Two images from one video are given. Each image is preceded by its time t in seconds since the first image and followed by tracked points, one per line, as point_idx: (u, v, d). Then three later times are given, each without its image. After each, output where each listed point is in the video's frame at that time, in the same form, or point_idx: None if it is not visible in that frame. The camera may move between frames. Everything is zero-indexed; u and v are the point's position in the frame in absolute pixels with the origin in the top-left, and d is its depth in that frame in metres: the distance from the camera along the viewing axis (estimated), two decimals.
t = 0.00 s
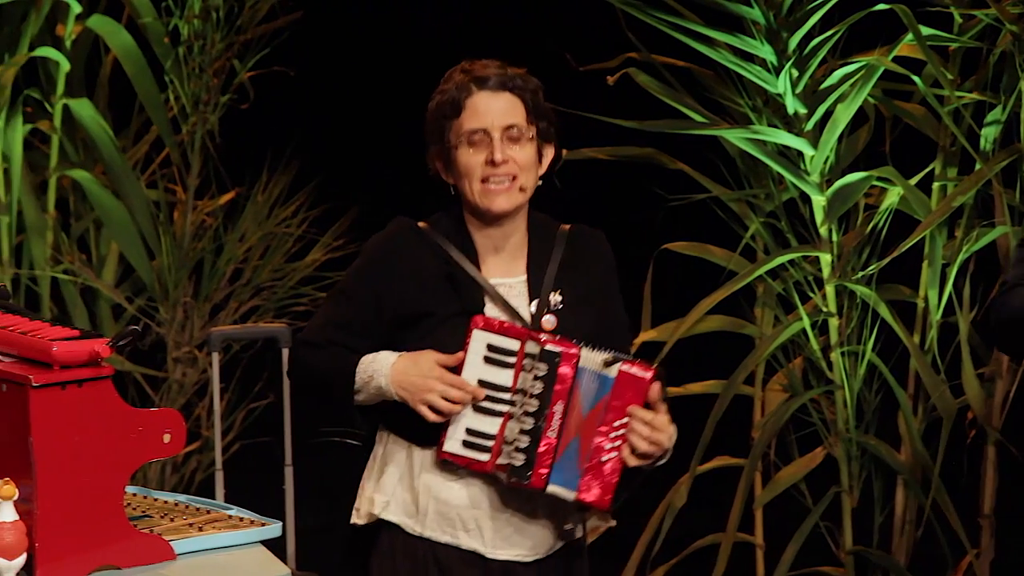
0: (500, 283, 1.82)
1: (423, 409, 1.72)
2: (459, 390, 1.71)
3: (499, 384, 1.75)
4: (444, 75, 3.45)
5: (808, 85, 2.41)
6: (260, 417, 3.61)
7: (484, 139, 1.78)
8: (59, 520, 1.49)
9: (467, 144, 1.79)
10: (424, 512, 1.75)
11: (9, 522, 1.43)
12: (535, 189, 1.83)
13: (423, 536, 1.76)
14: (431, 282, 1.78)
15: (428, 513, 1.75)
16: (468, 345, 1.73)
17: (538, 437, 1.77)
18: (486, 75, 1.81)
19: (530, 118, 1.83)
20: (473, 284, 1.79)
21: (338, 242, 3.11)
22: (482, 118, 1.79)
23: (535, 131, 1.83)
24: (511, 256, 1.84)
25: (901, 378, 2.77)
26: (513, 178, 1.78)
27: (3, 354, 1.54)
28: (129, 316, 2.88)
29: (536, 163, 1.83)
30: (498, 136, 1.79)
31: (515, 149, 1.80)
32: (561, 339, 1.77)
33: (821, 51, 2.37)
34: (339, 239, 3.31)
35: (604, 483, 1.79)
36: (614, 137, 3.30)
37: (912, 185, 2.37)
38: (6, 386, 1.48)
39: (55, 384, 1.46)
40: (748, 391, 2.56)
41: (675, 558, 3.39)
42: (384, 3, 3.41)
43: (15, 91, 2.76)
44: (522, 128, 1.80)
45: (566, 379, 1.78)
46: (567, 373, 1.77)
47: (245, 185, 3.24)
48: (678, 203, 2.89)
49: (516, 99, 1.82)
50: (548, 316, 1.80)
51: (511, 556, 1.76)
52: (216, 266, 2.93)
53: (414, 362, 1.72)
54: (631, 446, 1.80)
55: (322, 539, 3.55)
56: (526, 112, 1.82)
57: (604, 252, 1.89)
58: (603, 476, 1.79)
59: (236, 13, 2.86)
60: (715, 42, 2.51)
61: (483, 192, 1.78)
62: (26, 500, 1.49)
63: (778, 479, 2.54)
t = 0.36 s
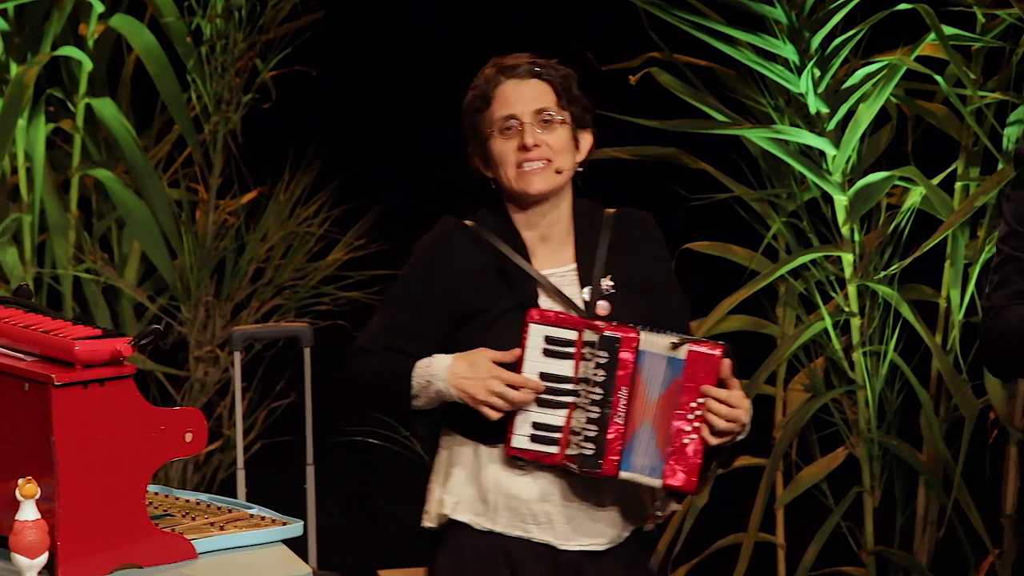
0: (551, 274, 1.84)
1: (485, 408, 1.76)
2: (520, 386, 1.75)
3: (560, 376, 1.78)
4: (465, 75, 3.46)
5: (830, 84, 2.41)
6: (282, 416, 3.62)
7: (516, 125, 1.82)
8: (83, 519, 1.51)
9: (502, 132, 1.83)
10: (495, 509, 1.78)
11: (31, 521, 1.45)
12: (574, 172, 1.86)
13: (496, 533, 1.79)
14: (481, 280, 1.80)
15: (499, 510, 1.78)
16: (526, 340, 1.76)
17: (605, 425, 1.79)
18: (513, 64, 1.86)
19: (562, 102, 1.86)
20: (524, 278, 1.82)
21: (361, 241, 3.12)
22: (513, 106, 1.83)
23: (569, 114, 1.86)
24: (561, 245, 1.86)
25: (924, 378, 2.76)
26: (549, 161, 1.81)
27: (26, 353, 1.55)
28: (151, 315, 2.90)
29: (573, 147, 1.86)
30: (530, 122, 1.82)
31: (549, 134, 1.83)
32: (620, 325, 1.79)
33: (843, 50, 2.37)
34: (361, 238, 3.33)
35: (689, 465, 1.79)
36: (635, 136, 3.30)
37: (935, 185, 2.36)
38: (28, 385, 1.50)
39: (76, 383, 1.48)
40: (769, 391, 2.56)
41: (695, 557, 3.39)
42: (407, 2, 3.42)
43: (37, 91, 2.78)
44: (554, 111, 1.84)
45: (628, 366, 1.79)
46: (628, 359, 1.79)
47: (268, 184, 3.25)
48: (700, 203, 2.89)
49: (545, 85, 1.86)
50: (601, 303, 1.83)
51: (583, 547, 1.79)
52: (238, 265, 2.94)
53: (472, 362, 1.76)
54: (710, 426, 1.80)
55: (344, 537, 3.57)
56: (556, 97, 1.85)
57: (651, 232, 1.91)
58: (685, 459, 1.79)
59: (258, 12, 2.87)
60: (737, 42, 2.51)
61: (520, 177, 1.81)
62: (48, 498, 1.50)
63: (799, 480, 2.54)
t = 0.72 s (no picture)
0: (568, 281, 1.81)
1: (502, 416, 1.74)
2: (534, 394, 1.73)
3: (571, 385, 1.75)
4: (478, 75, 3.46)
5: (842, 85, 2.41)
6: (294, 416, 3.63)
7: (550, 129, 1.79)
8: (94, 520, 1.52)
9: (535, 134, 1.80)
10: (519, 510, 1.77)
11: (43, 522, 1.45)
12: (602, 181, 1.82)
13: (519, 534, 1.78)
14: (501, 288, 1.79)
15: (522, 510, 1.77)
16: (539, 348, 1.74)
17: (610, 437, 1.74)
18: (554, 68, 1.83)
19: (598, 110, 1.82)
20: (538, 284, 1.79)
21: (373, 242, 3.13)
22: (550, 109, 1.80)
23: (604, 123, 1.83)
24: (581, 253, 1.83)
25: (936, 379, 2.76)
26: (578, 170, 1.78)
27: (38, 353, 1.56)
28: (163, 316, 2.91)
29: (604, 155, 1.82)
30: (564, 126, 1.79)
31: (582, 141, 1.80)
32: (628, 337, 1.73)
33: (856, 51, 2.37)
34: (373, 239, 3.33)
35: (701, 486, 1.73)
36: (647, 136, 3.31)
37: (947, 186, 2.37)
38: (40, 385, 1.50)
39: (88, 384, 1.48)
40: (781, 392, 2.56)
41: (707, 558, 3.38)
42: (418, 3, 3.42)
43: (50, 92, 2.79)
44: (590, 118, 1.80)
45: (633, 378, 1.74)
46: (634, 372, 1.74)
47: (280, 185, 3.26)
48: (711, 203, 2.89)
49: (583, 91, 1.82)
50: (618, 311, 1.77)
51: (607, 551, 1.76)
52: (250, 266, 2.95)
53: (489, 371, 1.75)
54: (725, 449, 1.74)
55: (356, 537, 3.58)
56: (594, 104, 1.82)
57: (677, 242, 1.82)
58: (699, 480, 1.73)
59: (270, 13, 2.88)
60: (749, 43, 2.51)
61: (547, 181, 1.78)
62: (59, 499, 1.51)
63: (811, 480, 2.54)
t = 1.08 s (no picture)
0: (549, 283, 1.94)
1: (471, 423, 1.86)
2: (502, 404, 1.84)
3: (543, 385, 1.87)
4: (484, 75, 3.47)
5: (849, 84, 2.40)
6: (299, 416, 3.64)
7: (548, 135, 1.88)
8: (101, 519, 1.52)
9: (531, 139, 1.89)
10: (479, 510, 1.91)
11: (50, 520, 1.45)
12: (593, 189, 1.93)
13: (477, 533, 1.91)
14: (483, 284, 1.92)
15: (483, 512, 1.90)
16: (516, 345, 1.86)
17: (576, 440, 1.88)
18: (556, 72, 1.91)
19: (595, 119, 1.92)
20: (521, 284, 1.92)
21: (379, 242, 3.13)
22: (548, 114, 1.89)
23: (599, 132, 1.93)
24: (563, 257, 1.96)
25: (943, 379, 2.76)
26: (571, 180, 1.88)
27: (44, 352, 1.56)
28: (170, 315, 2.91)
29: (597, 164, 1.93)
30: (562, 134, 1.88)
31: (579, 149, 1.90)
32: (606, 344, 1.88)
33: (862, 50, 2.37)
34: (378, 238, 3.33)
35: (674, 502, 1.90)
36: (653, 136, 3.31)
37: (953, 186, 2.37)
38: (47, 384, 1.51)
39: (95, 383, 1.49)
40: (787, 391, 2.55)
41: (713, 558, 3.38)
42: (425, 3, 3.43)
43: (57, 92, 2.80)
44: (587, 127, 1.90)
45: (607, 383, 1.88)
46: (607, 376, 1.88)
47: (286, 184, 3.27)
48: (717, 203, 2.90)
49: (582, 99, 1.91)
50: (597, 316, 1.90)
51: (559, 556, 1.90)
52: (256, 265, 2.95)
53: (461, 380, 1.87)
54: (700, 465, 1.90)
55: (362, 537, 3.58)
56: (591, 113, 1.91)
57: (659, 253, 1.96)
58: (673, 494, 1.90)
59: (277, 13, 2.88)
60: (756, 42, 2.51)
61: (541, 187, 1.88)
62: (66, 498, 1.51)
63: (817, 479, 2.54)
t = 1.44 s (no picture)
0: (554, 278, 1.87)
1: (491, 439, 1.77)
2: (524, 415, 1.76)
3: (560, 382, 1.78)
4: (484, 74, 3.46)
5: (849, 83, 2.40)
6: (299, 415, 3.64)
7: (551, 135, 1.83)
8: (101, 520, 1.52)
9: (534, 139, 1.84)
10: (492, 512, 1.81)
11: (50, 520, 1.45)
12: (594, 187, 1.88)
13: (490, 535, 1.81)
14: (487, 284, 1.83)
15: (494, 513, 1.80)
16: (529, 343, 1.77)
17: (604, 435, 1.79)
18: (555, 72, 1.85)
19: (596, 117, 1.87)
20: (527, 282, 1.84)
21: (380, 241, 3.13)
22: (551, 114, 1.83)
23: (599, 130, 1.88)
24: (565, 251, 1.90)
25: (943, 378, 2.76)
26: (575, 180, 1.83)
27: (45, 352, 1.56)
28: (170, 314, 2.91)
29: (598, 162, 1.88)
30: (565, 134, 1.83)
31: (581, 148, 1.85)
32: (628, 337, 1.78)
33: (862, 50, 2.37)
34: (378, 237, 3.33)
35: (721, 493, 1.81)
36: (654, 135, 3.31)
37: (954, 184, 2.37)
38: (47, 384, 1.51)
39: (95, 383, 1.49)
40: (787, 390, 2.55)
41: (713, 557, 3.39)
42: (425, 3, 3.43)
43: (58, 91, 2.80)
44: (590, 125, 1.85)
45: (633, 375, 1.79)
46: (633, 369, 1.79)
47: (286, 183, 3.27)
48: (718, 201, 2.90)
49: (584, 98, 1.86)
50: (604, 310, 1.85)
51: (577, 552, 1.81)
52: (257, 264, 2.95)
53: (476, 394, 1.78)
54: (746, 454, 1.80)
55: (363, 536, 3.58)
56: (593, 111, 1.86)
57: (654, 241, 1.93)
58: (719, 485, 1.81)
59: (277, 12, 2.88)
60: (757, 41, 2.51)
61: (544, 187, 1.83)
62: (67, 498, 1.51)
63: (817, 478, 2.54)
